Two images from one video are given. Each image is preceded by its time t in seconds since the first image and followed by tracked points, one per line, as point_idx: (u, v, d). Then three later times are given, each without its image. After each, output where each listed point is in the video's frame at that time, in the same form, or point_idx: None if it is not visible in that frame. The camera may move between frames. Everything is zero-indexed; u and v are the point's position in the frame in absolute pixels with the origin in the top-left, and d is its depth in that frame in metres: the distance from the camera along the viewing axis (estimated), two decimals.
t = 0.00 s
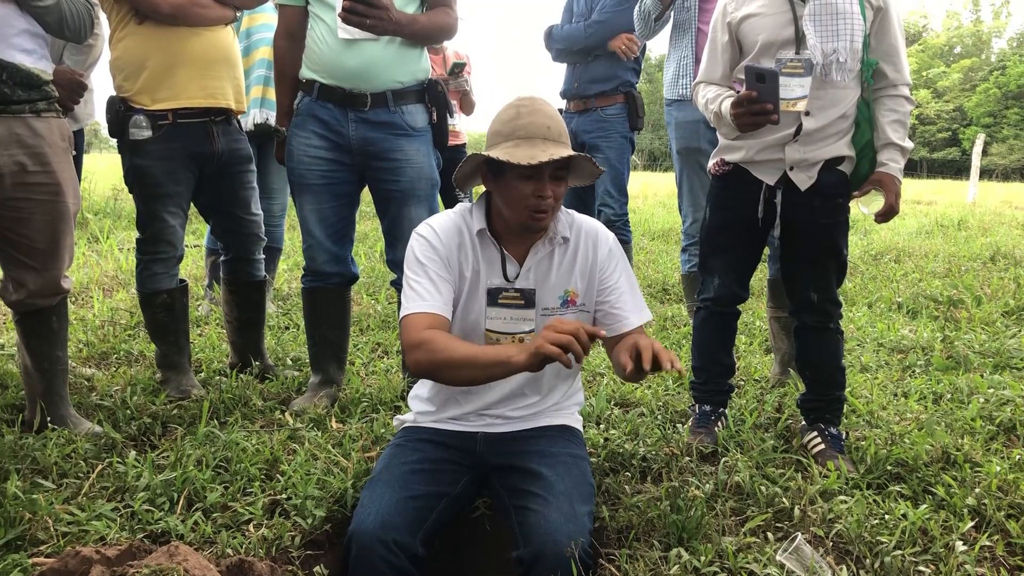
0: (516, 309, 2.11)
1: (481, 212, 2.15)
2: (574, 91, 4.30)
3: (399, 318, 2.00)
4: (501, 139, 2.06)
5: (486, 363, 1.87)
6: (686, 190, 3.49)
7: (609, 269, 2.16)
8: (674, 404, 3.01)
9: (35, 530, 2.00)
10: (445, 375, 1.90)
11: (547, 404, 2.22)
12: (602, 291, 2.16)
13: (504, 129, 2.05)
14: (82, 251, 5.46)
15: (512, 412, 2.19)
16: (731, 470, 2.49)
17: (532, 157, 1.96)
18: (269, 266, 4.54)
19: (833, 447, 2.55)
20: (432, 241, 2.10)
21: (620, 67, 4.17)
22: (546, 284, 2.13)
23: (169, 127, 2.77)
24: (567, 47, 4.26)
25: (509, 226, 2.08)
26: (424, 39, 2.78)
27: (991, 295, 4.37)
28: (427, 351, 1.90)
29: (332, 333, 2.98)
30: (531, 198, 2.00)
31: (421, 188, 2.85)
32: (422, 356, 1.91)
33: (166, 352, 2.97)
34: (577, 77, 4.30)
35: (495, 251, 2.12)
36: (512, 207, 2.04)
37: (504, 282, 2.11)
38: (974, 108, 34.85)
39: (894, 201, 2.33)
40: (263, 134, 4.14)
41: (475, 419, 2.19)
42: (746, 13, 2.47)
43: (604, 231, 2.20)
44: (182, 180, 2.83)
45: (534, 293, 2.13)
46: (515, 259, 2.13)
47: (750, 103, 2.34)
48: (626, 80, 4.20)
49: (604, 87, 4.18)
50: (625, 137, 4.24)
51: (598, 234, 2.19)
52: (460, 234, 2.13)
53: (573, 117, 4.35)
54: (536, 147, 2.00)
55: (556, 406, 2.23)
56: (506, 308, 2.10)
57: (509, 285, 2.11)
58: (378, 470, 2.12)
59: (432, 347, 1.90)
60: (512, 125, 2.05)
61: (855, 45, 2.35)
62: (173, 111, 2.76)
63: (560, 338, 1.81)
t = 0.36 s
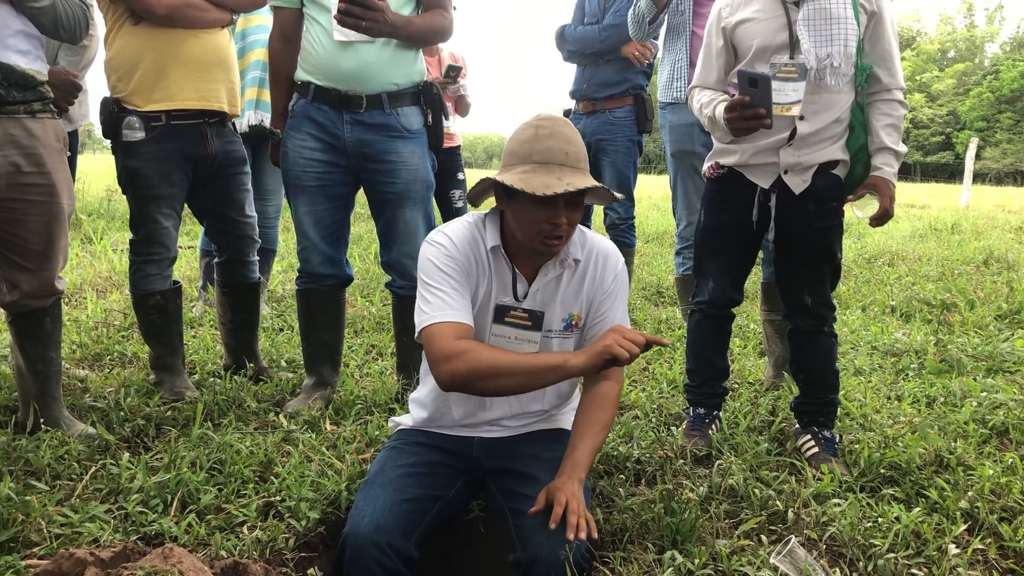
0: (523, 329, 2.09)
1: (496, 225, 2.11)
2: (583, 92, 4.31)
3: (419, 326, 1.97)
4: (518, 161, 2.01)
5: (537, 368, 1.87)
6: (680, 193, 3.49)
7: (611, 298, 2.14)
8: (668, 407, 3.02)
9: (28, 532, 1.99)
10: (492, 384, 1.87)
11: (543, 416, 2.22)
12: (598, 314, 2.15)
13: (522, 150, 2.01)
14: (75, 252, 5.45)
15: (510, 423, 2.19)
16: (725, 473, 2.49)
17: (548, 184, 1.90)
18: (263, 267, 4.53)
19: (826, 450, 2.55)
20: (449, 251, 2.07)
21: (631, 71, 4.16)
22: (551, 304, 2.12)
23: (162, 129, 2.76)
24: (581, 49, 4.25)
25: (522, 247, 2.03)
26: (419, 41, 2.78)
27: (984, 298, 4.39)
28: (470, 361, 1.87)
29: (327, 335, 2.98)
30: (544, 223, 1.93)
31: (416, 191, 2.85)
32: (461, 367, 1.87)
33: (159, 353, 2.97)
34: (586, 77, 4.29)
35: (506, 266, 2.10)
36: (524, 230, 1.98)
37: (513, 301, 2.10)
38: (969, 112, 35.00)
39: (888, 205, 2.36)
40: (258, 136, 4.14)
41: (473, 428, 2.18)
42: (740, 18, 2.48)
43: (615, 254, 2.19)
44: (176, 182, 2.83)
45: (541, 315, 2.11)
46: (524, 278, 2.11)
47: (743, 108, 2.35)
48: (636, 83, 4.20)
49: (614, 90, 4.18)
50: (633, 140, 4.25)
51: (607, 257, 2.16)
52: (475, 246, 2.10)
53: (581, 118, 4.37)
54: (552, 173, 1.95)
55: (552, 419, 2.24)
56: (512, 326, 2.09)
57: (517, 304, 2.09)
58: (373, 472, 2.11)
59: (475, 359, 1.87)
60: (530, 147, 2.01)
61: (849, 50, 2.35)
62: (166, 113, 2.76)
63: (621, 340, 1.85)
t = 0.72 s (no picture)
0: (539, 346, 2.08)
1: (512, 241, 2.10)
2: (587, 95, 4.30)
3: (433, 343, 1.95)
4: (533, 174, 2.00)
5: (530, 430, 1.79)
6: (678, 196, 3.50)
7: (623, 305, 2.16)
8: (666, 410, 3.02)
9: (25, 533, 1.99)
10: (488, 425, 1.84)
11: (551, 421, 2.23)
12: (609, 320, 2.17)
13: (538, 163, 2.00)
14: (72, 253, 5.44)
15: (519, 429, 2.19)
16: (723, 476, 2.49)
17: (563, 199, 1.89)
18: (261, 269, 4.53)
19: (824, 453, 2.55)
20: (464, 264, 2.05)
21: (637, 75, 4.18)
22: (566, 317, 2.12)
23: (162, 129, 2.76)
24: (587, 50, 4.20)
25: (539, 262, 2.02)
26: (419, 43, 2.79)
27: (981, 302, 4.40)
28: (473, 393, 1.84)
29: (325, 336, 2.98)
30: (559, 237, 1.92)
31: (415, 192, 2.85)
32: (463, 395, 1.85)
33: (157, 354, 2.97)
34: (591, 79, 4.28)
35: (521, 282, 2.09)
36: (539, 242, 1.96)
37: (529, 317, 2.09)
38: (966, 117, 35.10)
39: (888, 209, 2.35)
40: (257, 136, 4.14)
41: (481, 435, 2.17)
42: (740, 22, 2.49)
43: (627, 260, 2.21)
44: (175, 182, 2.83)
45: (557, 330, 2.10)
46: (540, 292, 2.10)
47: (743, 111, 2.36)
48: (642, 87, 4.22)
49: (619, 93, 4.19)
50: (636, 143, 4.27)
51: (618, 264, 2.18)
52: (490, 261, 2.09)
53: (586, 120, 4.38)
54: (569, 186, 1.94)
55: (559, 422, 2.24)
56: (528, 343, 2.08)
57: (532, 320, 2.08)
58: (373, 474, 2.11)
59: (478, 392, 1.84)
60: (546, 159, 1.99)
61: (848, 54, 2.36)
62: (165, 114, 2.76)
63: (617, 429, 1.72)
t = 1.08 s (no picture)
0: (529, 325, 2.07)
1: (498, 221, 2.13)
2: (577, 95, 4.28)
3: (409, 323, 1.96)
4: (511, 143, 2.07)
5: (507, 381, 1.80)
6: (673, 199, 3.48)
7: (615, 299, 2.14)
8: (663, 411, 3.03)
9: (23, 534, 1.98)
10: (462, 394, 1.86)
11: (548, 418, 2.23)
12: (603, 310, 2.14)
13: (514, 133, 2.06)
14: (70, 253, 5.44)
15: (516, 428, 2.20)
16: (721, 477, 2.49)
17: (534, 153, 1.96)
18: (259, 269, 4.54)
19: (822, 454, 2.56)
20: (448, 247, 2.08)
21: (627, 74, 4.19)
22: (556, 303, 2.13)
23: (160, 130, 2.77)
24: (581, 48, 4.20)
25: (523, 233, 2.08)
26: (416, 44, 2.80)
27: (978, 304, 4.41)
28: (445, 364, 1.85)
29: (322, 337, 2.98)
30: (538, 197, 2.00)
31: (413, 193, 2.86)
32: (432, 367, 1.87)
33: (155, 354, 2.97)
34: (580, 79, 4.27)
35: (508, 264, 2.11)
36: (522, 210, 2.03)
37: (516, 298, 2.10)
38: (963, 119, 35.19)
39: (886, 211, 2.36)
40: (254, 137, 4.14)
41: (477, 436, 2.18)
42: (739, 24, 2.49)
43: (620, 256, 2.18)
44: (173, 183, 2.83)
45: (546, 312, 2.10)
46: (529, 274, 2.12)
47: (742, 113, 2.37)
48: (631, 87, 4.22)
49: (609, 93, 4.19)
50: (627, 144, 4.27)
51: (611, 258, 2.16)
52: (476, 243, 2.12)
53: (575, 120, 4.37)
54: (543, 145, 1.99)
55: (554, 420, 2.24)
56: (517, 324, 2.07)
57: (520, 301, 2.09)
58: (369, 476, 2.11)
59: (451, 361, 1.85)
60: (523, 127, 2.04)
61: (846, 56, 2.37)
62: (163, 114, 2.76)
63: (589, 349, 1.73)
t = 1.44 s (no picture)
0: (490, 296, 2.07)
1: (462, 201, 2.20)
2: (565, 97, 4.27)
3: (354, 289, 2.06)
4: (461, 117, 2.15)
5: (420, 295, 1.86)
6: (669, 199, 3.50)
7: (592, 282, 2.13)
8: (660, 412, 3.03)
9: (19, 535, 1.98)
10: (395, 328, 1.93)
11: (530, 410, 2.18)
12: (578, 290, 2.13)
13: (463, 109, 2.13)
14: (66, 253, 5.44)
15: (494, 418, 2.15)
16: (718, 478, 2.50)
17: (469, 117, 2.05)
18: (256, 270, 4.54)
19: (818, 455, 2.56)
20: (406, 226, 2.16)
21: (612, 75, 4.22)
22: (521, 277, 2.11)
23: (157, 131, 2.76)
24: (569, 51, 4.18)
25: (479, 204, 2.13)
26: (410, 45, 2.79)
27: (974, 305, 4.42)
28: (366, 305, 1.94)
29: (318, 339, 2.98)
30: (481, 160, 2.06)
31: (409, 195, 2.87)
32: (360, 318, 1.96)
33: (151, 355, 2.96)
34: (566, 82, 4.27)
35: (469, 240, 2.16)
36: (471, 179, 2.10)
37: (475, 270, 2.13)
38: (959, 120, 35.28)
39: (882, 212, 2.36)
40: (251, 138, 4.14)
41: (455, 426, 2.16)
42: (736, 25, 2.50)
43: (589, 240, 2.19)
44: (170, 184, 2.83)
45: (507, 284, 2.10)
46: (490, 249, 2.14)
47: (738, 114, 2.38)
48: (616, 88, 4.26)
49: (598, 94, 4.21)
50: (617, 144, 4.28)
51: (581, 243, 2.17)
52: (437, 223, 2.18)
53: (562, 122, 4.33)
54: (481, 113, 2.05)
55: (539, 415, 2.19)
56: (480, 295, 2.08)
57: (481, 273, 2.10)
58: (365, 476, 2.11)
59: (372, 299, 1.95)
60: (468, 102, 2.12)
61: (843, 58, 2.36)
62: (161, 115, 2.76)
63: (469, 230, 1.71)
